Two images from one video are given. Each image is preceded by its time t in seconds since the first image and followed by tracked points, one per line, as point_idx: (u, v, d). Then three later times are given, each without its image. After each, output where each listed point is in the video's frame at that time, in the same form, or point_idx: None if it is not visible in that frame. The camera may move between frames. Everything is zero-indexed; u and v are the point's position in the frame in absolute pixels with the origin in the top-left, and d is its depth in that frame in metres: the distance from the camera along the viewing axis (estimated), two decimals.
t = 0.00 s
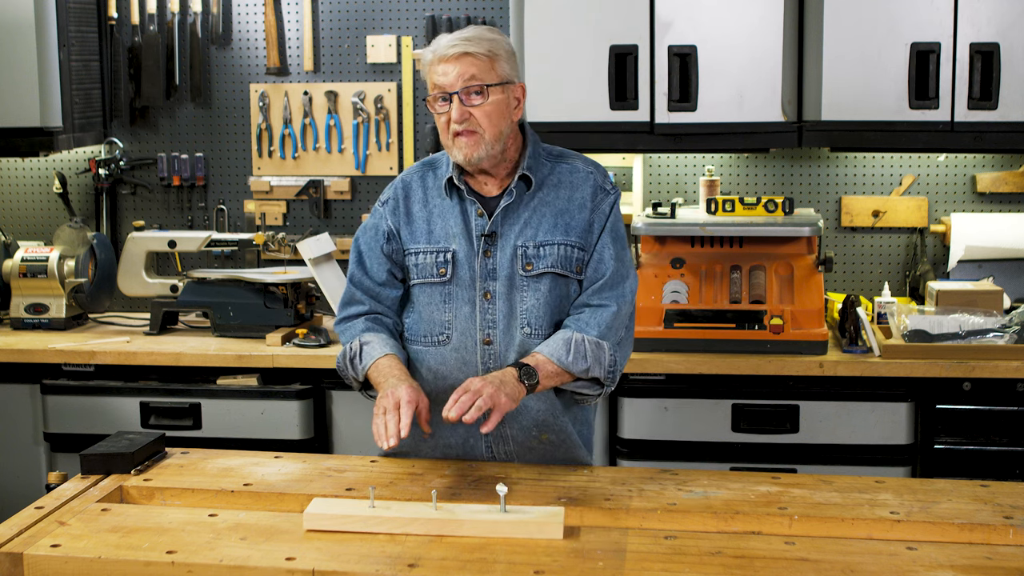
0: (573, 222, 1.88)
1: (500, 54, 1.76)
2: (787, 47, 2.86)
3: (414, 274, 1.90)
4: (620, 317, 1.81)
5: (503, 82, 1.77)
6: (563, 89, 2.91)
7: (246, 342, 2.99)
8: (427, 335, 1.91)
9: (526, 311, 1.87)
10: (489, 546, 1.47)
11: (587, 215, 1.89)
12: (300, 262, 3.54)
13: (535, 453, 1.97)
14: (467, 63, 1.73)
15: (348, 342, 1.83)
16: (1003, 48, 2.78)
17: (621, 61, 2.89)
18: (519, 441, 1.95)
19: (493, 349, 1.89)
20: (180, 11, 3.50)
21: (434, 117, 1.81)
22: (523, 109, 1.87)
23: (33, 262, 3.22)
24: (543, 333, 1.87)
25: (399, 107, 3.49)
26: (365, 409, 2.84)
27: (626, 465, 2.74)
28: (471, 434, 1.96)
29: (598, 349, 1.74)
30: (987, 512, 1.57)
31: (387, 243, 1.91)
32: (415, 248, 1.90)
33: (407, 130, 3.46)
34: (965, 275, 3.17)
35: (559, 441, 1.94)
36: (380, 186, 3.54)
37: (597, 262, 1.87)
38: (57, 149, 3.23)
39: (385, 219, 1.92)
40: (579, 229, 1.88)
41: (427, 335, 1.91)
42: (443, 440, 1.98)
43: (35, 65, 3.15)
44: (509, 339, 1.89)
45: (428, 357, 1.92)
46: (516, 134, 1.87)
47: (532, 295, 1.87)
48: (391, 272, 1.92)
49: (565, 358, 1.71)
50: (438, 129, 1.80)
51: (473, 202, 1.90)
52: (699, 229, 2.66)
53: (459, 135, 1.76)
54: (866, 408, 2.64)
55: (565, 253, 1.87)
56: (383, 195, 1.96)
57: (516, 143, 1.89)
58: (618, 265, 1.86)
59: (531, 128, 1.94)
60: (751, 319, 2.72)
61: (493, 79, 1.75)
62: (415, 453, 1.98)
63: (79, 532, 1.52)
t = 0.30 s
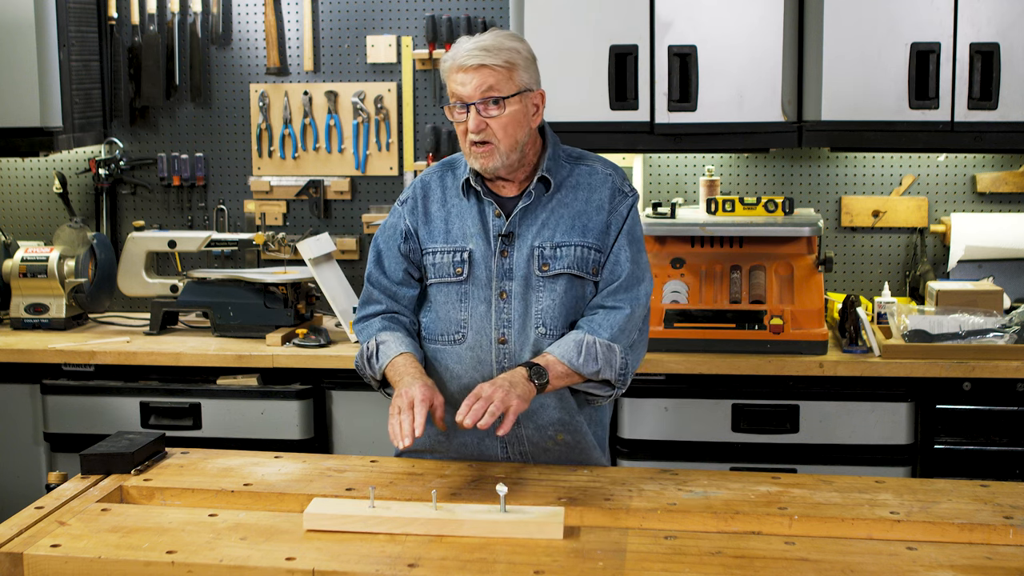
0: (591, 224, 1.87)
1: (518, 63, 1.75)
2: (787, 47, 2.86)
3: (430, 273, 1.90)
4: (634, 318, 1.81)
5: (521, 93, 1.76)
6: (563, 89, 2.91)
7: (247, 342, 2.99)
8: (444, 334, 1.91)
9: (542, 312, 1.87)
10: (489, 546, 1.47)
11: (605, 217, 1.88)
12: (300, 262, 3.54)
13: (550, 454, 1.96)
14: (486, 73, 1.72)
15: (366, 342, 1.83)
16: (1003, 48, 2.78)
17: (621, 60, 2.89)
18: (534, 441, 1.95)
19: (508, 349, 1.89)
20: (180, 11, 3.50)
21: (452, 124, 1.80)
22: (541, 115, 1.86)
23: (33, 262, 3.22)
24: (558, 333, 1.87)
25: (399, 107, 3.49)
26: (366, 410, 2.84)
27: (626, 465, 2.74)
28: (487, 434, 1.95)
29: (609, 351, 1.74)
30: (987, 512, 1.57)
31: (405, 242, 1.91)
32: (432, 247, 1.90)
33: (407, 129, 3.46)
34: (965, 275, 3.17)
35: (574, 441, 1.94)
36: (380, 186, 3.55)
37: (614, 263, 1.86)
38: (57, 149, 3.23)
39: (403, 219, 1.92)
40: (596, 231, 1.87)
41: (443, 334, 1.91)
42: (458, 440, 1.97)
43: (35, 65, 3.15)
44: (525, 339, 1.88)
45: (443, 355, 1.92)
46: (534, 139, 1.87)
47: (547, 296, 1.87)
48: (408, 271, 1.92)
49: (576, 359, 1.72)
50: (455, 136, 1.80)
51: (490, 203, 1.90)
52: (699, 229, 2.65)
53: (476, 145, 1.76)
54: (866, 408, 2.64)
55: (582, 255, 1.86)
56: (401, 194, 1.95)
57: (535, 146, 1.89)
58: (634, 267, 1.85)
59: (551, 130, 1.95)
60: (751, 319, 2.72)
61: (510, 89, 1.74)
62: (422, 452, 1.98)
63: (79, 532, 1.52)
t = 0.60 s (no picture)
0: (598, 223, 1.88)
1: (526, 61, 1.75)
2: (787, 47, 2.86)
3: (436, 272, 1.90)
4: (647, 311, 1.81)
5: (530, 90, 1.76)
6: (562, 89, 2.91)
7: (246, 342, 2.99)
8: (451, 333, 1.91)
9: (551, 309, 1.87)
10: (489, 546, 1.47)
11: (611, 215, 1.90)
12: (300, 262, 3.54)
13: (556, 453, 1.96)
14: (495, 70, 1.72)
15: (372, 333, 1.82)
16: (1003, 48, 2.78)
17: (621, 61, 2.89)
18: (543, 440, 1.94)
19: (516, 346, 1.89)
20: (180, 11, 3.50)
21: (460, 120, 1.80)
22: (547, 113, 1.86)
23: (33, 262, 3.22)
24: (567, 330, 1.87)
25: (399, 107, 3.49)
26: (366, 410, 2.84)
27: (626, 465, 2.74)
28: (494, 433, 1.94)
29: (622, 339, 1.75)
30: (987, 512, 1.57)
31: (410, 242, 1.90)
32: (438, 246, 1.90)
33: (407, 129, 3.46)
34: (965, 275, 3.17)
35: (581, 439, 1.95)
36: (380, 186, 3.55)
37: (621, 260, 1.87)
38: (57, 149, 3.23)
39: (407, 219, 1.91)
40: (603, 228, 1.89)
41: (450, 333, 1.91)
42: (465, 438, 1.95)
43: (35, 65, 3.15)
44: (533, 337, 1.88)
45: (450, 354, 1.91)
46: (540, 137, 1.87)
47: (556, 293, 1.87)
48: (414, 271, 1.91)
49: (591, 344, 1.73)
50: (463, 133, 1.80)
51: (496, 202, 1.89)
52: (699, 229, 2.65)
53: (484, 142, 1.76)
54: (866, 408, 2.64)
55: (590, 252, 1.87)
56: (404, 194, 1.95)
57: (541, 145, 1.89)
58: (642, 263, 1.86)
59: (553, 130, 1.94)
60: (751, 319, 2.72)
61: (519, 87, 1.74)
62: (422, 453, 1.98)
63: (79, 532, 1.52)
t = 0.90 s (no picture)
0: (592, 223, 1.88)
1: (524, 67, 1.75)
2: (787, 47, 2.86)
3: (432, 272, 1.90)
4: (638, 309, 1.82)
5: (527, 97, 1.76)
6: (562, 89, 2.91)
7: (246, 342, 2.99)
8: (447, 333, 1.91)
9: (546, 308, 1.87)
10: (489, 546, 1.47)
11: (604, 215, 1.90)
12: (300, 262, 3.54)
13: (553, 453, 1.96)
14: (494, 79, 1.71)
15: (368, 333, 1.82)
16: (1003, 48, 2.78)
17: (621, 60, 2.89)
18: (540, 440, 1.94)
19: (513, 345, 1.89)
20: (180, 11, 3.50)
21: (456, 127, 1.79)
22: (542, 117, 1.86)
23: (33, 262, 3.22)
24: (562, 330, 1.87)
25: (399, 107, 3.49)
26: (366, 410, 2.84)
27: (626, 465, 2.74)
28: (492, 433, 1.94)
29: (616, 338, 1.75)
30: (987, 512, 1.57)
31: (405, 242, 1.90)
32: (433, 246, 1.90)
33: (407, 129, 3.46)
34: (965, 275, 3.17)
35: (578, 438, 1.95)
36: (380, 186, 3.55)
37: (613, 259, 1.88)
38: (57, 149, 3.23)
39: (402, 219, 1.91)
40: (597, 229, 1.89)
41: (447, 332, 1.91)
42: (462, 438, 1.95)
43: (35, 65, 3.15)
44: (530, 336, 1.88)
45: (446, 354, 1.91)
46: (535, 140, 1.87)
47: (551, 293, 1.87)
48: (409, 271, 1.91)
49: (586, 345, 1.72)
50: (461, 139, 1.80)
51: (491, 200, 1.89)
52: (699, 229, 2.65)
53: (483, 151, 1.76)
54: (866, 408, 2.64)
55: (584, 252, 1.87)
56: (398, 194, 1.95)
57: (537, 147, 1.89)
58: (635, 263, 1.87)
59: (548, 130, 1.94)
60: (751, 319, 2.72)
61: (518, 95, 1.74)
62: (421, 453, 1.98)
63: (79, 532, 1.52)
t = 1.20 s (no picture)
0: (587, 226, 1.88)
1: (521, 64, 1.75)
2: (787, 47, 2.86)
3: (426, 274, 1.89)
4: (634, 314, 1.82)
5: (524, 95, 1.76)
6: (563, 89, 2.91)
7: (246, 342, 2.99)
8: (441, 335, 1.90)
9: (541, 311, 1.87)
10: (489, 546, 1.47)
11: (599, 218, 1.90)
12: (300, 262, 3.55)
13: (550, 455, 1.96)
14: (492, 75, 1.71)
15: (362, 337, 1.81)
16: (1003, 48, 2.78)
17: (621, 60, 2.89)
18: (535, 443, 1.95)
19: (508, 349, 1.88)
20: (180, 11, 3.50)
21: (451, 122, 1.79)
22: (538, 116, 1.86)
23: (33, 262, 3.22)
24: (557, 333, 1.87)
25: (399, 107, 3.49)
26: (366, 410, 2.84)
27: (626, 465, 2.74)
28: (487, 435, 1.94)
29: (613, 344, 1.75)
30: (987, 512, 1.57)
31: (399, 244, 1.89)
32: (427, 248, 1.89)
33: (407, 129, 3.46)
34: (965, 275, 3.17)
35: (574, 441, 1.95)
36: (380, 186, 3.55)
37: (609, 263, 1.88)
38: (57, 149, 3.23)
39: (396, 220, 1.90)
40: (593, 232, 1.89)
41: (440, 335, 1.90)
42: (457, 440, 1.96)
43: (35, 65, 3.15)
44: (524, 340, 1.88)
45: (440, 357, 1.90)
46: (529, 140, 1.87)
47: (546, 296, 1.87)
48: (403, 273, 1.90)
49: (582, 350, 1.72)
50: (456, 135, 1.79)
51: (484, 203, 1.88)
52: (699, 229, 2.65)
53: (478, 146, 1.75)
54: (866, 408, 2.64)
55: (580, 255, 1.87)
56: (392, 194, 1.93)
57: (530, 147, 1.88)
58: (630, 267, 1.87)
59: (542, 131, 1.94)
60: (751, 319, 2.72)
61: (515, 91, 1.74)
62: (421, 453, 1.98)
63: (80, 532, 1.52)
